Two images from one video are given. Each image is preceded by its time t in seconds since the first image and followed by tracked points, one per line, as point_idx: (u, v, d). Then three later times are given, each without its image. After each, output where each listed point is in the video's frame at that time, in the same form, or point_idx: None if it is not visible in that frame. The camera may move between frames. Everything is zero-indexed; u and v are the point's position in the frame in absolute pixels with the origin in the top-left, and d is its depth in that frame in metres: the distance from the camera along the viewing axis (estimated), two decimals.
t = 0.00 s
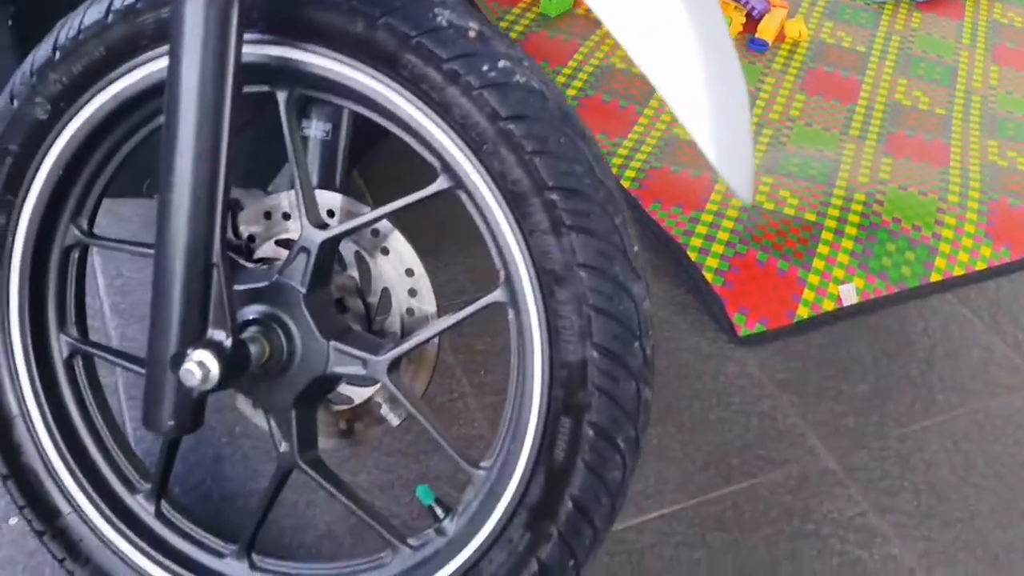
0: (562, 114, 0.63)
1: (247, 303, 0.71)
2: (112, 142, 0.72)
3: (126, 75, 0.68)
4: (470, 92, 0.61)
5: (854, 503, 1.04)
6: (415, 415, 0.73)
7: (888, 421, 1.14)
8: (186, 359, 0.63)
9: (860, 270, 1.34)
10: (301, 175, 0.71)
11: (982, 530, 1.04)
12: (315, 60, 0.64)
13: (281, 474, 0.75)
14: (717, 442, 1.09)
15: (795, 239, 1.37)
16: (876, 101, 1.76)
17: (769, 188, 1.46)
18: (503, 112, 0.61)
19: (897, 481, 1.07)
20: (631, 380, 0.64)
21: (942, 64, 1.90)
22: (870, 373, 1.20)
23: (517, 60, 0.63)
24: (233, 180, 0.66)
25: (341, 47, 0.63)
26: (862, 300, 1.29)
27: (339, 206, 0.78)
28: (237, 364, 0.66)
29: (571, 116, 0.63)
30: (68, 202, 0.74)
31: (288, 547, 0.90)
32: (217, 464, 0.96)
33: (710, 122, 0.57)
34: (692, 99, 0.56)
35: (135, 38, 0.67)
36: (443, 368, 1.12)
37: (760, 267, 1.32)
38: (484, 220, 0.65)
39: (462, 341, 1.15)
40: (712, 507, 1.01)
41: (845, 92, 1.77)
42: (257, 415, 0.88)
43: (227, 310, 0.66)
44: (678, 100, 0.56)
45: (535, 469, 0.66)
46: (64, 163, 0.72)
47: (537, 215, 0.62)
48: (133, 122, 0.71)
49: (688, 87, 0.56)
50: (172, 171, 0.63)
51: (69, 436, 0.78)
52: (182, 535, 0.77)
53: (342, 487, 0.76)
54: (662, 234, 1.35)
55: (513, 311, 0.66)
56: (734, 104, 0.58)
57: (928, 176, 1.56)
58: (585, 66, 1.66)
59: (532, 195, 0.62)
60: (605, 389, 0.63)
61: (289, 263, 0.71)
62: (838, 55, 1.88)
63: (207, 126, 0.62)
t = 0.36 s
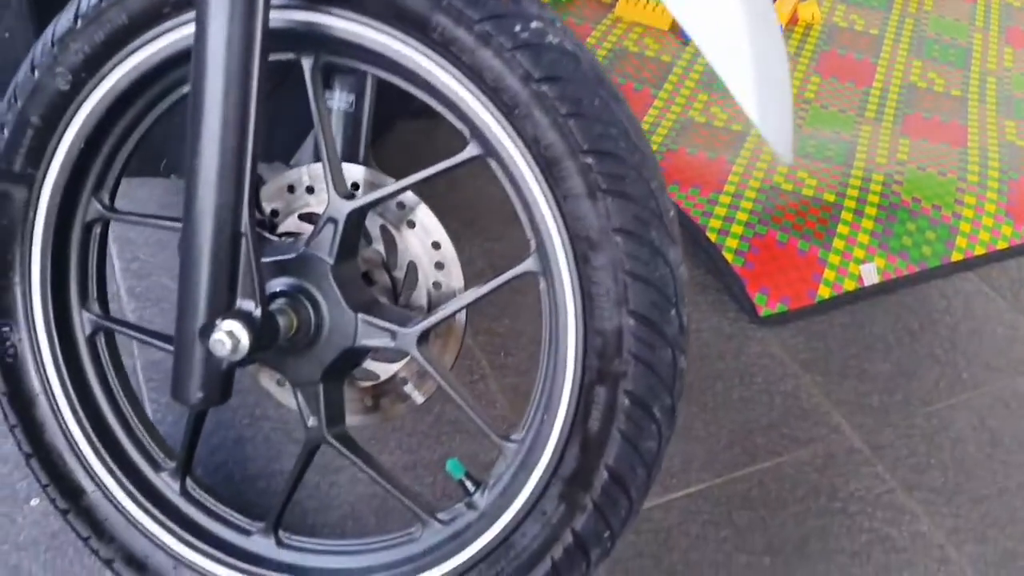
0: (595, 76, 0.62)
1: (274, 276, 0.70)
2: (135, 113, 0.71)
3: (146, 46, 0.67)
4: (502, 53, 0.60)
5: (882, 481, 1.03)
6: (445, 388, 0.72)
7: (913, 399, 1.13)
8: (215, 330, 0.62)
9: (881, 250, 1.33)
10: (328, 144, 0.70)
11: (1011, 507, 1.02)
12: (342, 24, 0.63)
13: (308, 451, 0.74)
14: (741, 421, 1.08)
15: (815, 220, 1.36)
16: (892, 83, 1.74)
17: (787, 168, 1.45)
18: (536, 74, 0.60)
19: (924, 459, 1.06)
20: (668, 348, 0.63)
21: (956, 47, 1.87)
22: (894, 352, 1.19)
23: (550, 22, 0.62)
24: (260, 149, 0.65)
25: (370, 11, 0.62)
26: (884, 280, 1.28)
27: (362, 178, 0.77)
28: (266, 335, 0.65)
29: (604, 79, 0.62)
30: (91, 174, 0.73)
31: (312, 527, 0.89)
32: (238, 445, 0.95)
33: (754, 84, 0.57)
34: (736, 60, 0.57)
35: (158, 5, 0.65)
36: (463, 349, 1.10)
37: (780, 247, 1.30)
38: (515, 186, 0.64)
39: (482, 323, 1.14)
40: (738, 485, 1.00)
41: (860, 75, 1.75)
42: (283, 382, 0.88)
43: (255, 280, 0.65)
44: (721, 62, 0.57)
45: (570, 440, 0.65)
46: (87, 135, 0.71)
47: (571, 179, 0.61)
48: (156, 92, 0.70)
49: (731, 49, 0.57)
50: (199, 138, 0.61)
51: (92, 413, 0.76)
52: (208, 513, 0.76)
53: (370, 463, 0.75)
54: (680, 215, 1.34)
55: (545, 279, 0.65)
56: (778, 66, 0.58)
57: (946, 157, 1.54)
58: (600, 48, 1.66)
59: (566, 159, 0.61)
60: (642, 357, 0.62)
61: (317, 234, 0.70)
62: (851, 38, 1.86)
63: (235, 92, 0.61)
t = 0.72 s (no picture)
0: (628, 33, 0.61)
1: (302, 243, 0.70)
2: (159, 78, 0.71)
3: (170, 8, 0.66)
4: (535, 10, 0.60)
5: (905, 453, 1.02)
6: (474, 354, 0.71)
7: (934, 371, 1.12)
8: (246, 293, 0.62)
9: (899, 224, 1.32)
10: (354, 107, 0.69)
11: None
12: None
13: (337, 417, 0.74)
14: (763, 394, 1.07)
15: (832, 194, 1.35)
16: (905, 59, 1.72)
17: (803, 144, 1.44)
18: (569, 31, 0.60)
19: (947, 430, 1.05)
20: (702, 309, 0.62)
21: (968, 25, 1.85)
22: (914, 325, 1.18)
23: None
24: (290, 112, 0.64)
25: None
26: (902, 255, 1.27)
27: (387, 143, 0.77)
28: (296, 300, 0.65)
29: (637, 36, 0.61)
30: (114, 141, 0.72)
31: (337, 499, 0.89)
32: (261, 419, 0.94)
33: (796, 50, 0.58)
34: (777, 24, 0.57)
35: None
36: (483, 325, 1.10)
37: (797, 222, 1.30)
38: (546, 147, 0.63)
39: (500, 299, 1.14)
40: (761, 457, 1.00)
41: (872, 52, 1.73)
42: (309, 353, 0.83)
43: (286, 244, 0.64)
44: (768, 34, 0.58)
45: (602, 403, 0.64)
46: (110, 102, 0.70)
47: (605, 137, 0.60)
48: (181, 56, 0.70)
49: (777, 21, 0.57)
50: (227, 98, 0.60)
51: (117, 384, 0.76)
52: (234, 484, 0.76)
53: (398, 431, 0.75)
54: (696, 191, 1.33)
55: (577, 241, 0.64)
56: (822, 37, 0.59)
57: (961, 132, 1.53)
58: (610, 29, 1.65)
59: (600, 117, 0.60)
60: (676, 318, 0.62)
61: (344, 200, 0.69)
62: (863, 15, 1.84)
63: (263, 52, 0.60)
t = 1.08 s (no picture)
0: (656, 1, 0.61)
1: (327, 217, 0.70)
2: (184, 50, 0.71)
3: None
4: None
5: (921, 428, 1.02)
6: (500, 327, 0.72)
7: (950, 347, 1.12)
8: (274, 265, 0.62)
9: (913, 202, 1.32)
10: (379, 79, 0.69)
11: None
12: None
13: (363, 389, 0.74)
14: (779, 370, 1.07)
15: (846, 173, 1.35)
16: (916, 38, 1.70)
17: (816, 123, 1.44)
18: None
19: (963, 405, 1.05)
20: (730, 279, 0.62)
21: (981, 3, 1.83)
22: (929, 302, 1.18)
23: None
24: (317, 83, 0.64)
25: None
26: (918, 233, 1.27)
27: (408, 117, 0.76)
28: (323, 272, 0.65)
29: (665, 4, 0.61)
30: (138, 115, 0.73)
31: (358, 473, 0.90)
32: (281, 396, 0.95)
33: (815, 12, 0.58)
34: None
35: None
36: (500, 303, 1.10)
37: (812, 200, 1.30)
38: (572, 116, 0.63)
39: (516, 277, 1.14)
40: (779, 433, 1.00)
41: (884, 31, 1.72)
42: (332, 327, 0.83)
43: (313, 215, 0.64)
44: None
45: (628, 374, 0.65)
46: (134, 76, 0.70)
47: (632, 106, 0.60)
48: (207, 28, 0.70)
49: None
50: (255, 69, 0.60)
51: (143, 358, 0.76)
52: (260, 458, 0.77)
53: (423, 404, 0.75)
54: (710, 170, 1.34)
55: (603, 212, 0.64)
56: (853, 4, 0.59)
57: (975, 111, 1.52)
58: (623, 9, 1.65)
59: (628, 85, 0.60)
60: (703, 287, 0.62)
61: (369, 173, 0.69)
62: None
63: (291, 21, 0.60)
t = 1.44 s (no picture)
0: None
1: (349, 194, 0.70)
2: (205, 26, 0.71)
3: None
4: None
5: (937, 408, 1.02)
6: (521, 303, 0.72)
7: (965, 328, 1.12)
8: (298, 241, 0.62)
9: (928, 183, 1.31)
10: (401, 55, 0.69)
11: None
12: None
13: (382, 366, 0.74)
14: (795, 350, 1.07)
15: (860, 153, 1.35)
16: (929, 20, 1.69)
17: (830, 104, 1.43)
18: None
19: (978, 385, 1.05)
20: (753, 254, 0.62)
21: None
22: (943, 283, 1.18)
23: None
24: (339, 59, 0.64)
25: None
26: (932, 214, 1.27)
27: (427, 93, 0.76)
28: (346, 248, 0.65)
29: None
30: (159, 92, 0.73)
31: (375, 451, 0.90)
32: (299, 375, 0.95)
33: None
34: None
35: None
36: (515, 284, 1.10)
37: (827, 180, 1.30)
38: (595, 91, 0.63)
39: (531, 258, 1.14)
40: (795, 412, 1.00)
41: (897, 12, 1.70)
42: (352, 306, 0.84)
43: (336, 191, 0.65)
44: None
45: (651, 350, 0.64)
46: (155, 53, 0.70)
47: (657, 80, 0.60)
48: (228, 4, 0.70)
49: None
50: (278, 43, 0.60)
51: (164, 336, 0.76)
52: (280, 435, 0.77)
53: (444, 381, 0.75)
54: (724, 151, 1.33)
55: (626, 188, 0.64)
56: None
57: (989, 92, 1.51)
58: None
59: (652, 59, 0.60)
60: (727, 262, 0.61)
61: (390, 149, 0.69)
62: None
63: None
